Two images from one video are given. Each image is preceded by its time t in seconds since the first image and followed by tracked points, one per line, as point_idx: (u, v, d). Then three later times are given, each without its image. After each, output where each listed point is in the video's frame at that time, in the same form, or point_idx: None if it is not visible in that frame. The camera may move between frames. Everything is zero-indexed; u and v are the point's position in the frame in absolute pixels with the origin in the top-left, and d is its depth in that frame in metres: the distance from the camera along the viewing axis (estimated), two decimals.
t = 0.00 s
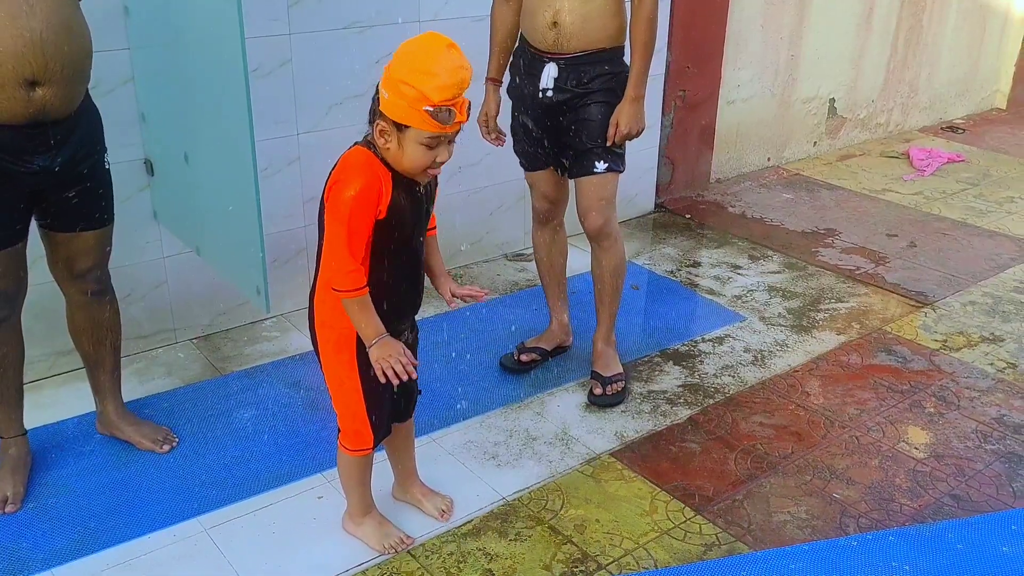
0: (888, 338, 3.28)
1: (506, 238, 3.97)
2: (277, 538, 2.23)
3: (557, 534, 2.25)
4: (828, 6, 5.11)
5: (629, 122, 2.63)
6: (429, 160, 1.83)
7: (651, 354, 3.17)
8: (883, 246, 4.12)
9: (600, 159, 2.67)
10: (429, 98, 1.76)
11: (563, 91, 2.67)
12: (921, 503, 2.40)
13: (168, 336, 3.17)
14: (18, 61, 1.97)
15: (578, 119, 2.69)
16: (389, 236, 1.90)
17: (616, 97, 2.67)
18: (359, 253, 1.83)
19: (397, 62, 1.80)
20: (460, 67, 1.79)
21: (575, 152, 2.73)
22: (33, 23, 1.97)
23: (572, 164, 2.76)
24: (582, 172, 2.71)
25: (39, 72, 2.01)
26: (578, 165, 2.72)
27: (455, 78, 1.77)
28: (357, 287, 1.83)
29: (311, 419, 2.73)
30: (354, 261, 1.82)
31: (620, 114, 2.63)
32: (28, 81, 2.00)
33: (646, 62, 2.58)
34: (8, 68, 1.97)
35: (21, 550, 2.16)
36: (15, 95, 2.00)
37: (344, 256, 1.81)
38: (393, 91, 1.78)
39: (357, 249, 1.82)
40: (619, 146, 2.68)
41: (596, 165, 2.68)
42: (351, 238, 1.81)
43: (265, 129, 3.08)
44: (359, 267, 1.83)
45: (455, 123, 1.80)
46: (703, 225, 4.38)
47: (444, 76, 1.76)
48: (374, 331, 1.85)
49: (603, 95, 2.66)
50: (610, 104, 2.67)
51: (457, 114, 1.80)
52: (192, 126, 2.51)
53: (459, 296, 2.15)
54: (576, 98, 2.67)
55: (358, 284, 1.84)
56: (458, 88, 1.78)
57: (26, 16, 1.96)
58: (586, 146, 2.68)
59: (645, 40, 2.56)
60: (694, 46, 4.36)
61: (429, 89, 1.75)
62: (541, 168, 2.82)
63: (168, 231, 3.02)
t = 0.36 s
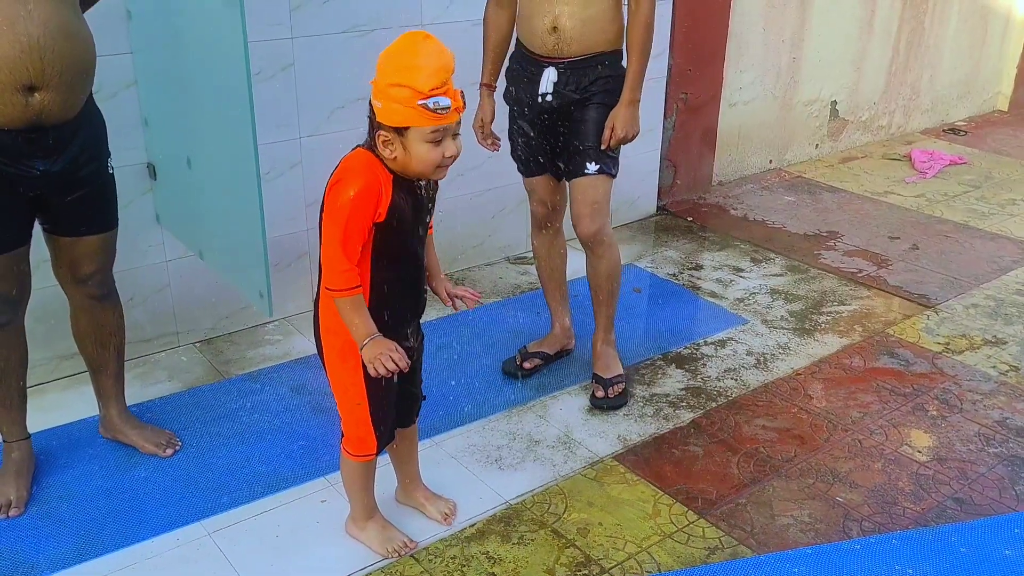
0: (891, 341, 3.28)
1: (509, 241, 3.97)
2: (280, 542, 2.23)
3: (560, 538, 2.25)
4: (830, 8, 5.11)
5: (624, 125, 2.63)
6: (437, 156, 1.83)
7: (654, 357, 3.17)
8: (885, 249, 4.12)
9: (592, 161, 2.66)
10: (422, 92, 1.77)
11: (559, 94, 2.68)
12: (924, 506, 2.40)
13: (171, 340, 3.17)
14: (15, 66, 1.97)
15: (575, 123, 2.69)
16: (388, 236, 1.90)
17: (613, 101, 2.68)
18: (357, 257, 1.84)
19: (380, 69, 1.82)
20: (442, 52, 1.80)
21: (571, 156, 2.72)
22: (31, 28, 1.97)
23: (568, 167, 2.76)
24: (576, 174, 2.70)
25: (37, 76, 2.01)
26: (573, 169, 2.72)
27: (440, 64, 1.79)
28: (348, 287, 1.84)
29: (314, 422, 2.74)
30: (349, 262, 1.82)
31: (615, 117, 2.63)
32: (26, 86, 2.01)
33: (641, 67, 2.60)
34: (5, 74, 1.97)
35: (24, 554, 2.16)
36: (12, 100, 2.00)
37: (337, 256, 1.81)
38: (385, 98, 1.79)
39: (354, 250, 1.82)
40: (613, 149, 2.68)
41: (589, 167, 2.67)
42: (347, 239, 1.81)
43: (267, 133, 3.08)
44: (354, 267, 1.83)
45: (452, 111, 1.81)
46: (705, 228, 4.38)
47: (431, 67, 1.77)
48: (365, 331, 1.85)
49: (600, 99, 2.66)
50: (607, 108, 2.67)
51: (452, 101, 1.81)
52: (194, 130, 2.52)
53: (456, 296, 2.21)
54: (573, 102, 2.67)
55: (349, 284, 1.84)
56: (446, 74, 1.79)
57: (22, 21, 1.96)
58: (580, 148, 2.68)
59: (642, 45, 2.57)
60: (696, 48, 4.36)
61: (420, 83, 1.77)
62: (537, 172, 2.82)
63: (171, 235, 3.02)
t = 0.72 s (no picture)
0: (895, 342, 3.27)
1: (511, 242, 3.97)
2: (284, 543, 2.23)
3: (565, 539, 2.25)
4: (833, 9, 5.11)
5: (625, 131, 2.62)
6: (441, 164, 1.82)
7: (657, 358, 3.16)
8: (889, 250, 4.11)
9: (594, 165, 2.66)
10: (427, 100, 1.76)
11: (561, 98, 2.68)
12: (929, 507, 2.40)
13: (175, 341, 3.17)
14: (24, 66, 1.97)
15: (576, 126, 2.69)
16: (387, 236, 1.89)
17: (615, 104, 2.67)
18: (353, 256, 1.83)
19: (385, 75, 1.81)
20: (447, 60, 1.80)
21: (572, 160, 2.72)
22: (38, 28, 1.97)
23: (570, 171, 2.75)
24: (577, 178, 2.69)
25: (45, 76, 2.01)
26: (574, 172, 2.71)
27: (445, 74, 1.78)
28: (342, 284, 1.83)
29: (318, 423, 2.74)
30: (342, 260, 1.81)
31: (617, 122, 2.63)
32: (34, 86, 2.01)
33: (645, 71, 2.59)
34: (13, 74, 1.97)
35: (29, 555, 2.16)
36: (20, 100, 2.00)
37: (329, 254, 1.80)
38: (390, 104, 1.78)
39: (350, 248, 1.82)
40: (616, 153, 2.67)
41: (590, 170, 2.66)
42: (343, 238, 1.80)
43: (271, 134, 3.08)
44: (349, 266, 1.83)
45: (457, 120, 1.81)
46: (708, 229, 4.38)
47: (436, 76, 1.77)
48: (358, 328, 1.85)
49: (602, 102, 2.66)
50: (610, 111, 2.67)
51: (457, 110, 1.80)
52: (198, 132, 2.52)
53: (460, 295, 2.22)
54: (575, 106, 2.67)
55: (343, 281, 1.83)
56: (451, 83, 1.79)
57: (30, 22, 1.96)
58: (582, 152, 2.67)
59: (647, 48, 2.57)
60: (698, 50, 4.35)
61: (424, 91, 1.76)
62: (539, 176, 2.82)
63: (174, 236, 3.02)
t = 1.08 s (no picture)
0: (895, 341, 3.27)
1: (511, 241, 3.97)
2: (285, 543, 2.23)
3: (565, 538, 2.25)
4: (832, 9, 5.11)
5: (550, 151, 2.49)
6: (437, 162, 1.82)
7: (657, 357, 3.16)
8: (889, 249, 4.11)
9: (590, 186, 2.62)
10: (422, 100, 1.76)
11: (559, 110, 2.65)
12: (930, 506, 2.40)
13: (175, 341, 3.17)
14: (23, 66, 1.97)
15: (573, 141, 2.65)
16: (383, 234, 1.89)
17: (613, 124, 2.60)
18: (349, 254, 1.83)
19: (380, 75, 1.81)
20: (442, 60, 1.80)
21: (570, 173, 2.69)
22: (38, 28, 1.97)
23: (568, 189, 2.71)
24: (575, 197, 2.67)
25: (44, 76, 2.01)
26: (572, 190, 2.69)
27: (440, 73, 1.78)
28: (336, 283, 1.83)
29: (318, 423, 2.73)
30: (337, 258, 1.81)
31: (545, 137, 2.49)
32: (34, 86, 2.00)
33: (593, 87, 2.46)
34: (13, 74, 1.97)
35: (29, 555, 2.16)
36: (20, 100, 2.00)
37: (323, 252, 1.79)
38: (385, 104, 1.78)
39: (345, 247, 1.81)
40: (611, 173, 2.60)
41: (585, 191, 2.62)
42: (338, 237, 1.79)
43: (270, 134, 3.08)
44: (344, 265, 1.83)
45: (452, 119, 1.81)
46: (708, 228, 4.38)
47: (431, 75, 1.77)
48: (350, 325, 1.85)
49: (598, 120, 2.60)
50: (604, 129, 2.59)
51: (452, 109, 1.80)
52: (197, 133, 2.53)
53: (459, 292, 2.21)
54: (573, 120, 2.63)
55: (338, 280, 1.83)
56: (446, 82, 1.78)
57: (29, 22, 1.96)
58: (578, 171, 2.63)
59: (608, 70, 2.44)
60: (698, 49, 4.35)
61: (419, 91, 1.76)
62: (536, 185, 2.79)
63: (174, 235, 3.02)
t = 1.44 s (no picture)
0: (895, 341, 3.27)
1: (512, 241, 3.96)
2: (285, 543, 2.22)
3: (565, 538, 2.24)
4: (832, 8, 5.11)
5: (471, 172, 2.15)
6: (440, 168, 1.82)
7: (658, 356, 3.16)
8: (889, 249, 4.11)
9: (580, 195, 2.58)
10: (426, 107, 1.75)
11: (557, 110, 2.57)
12: (930, 505, 2.40)
13: (175, 341, 3.17)
14: (17, 68, 1.97)
15: (569, 144, 2.58)
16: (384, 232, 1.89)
17: (608, 132, 2.52)
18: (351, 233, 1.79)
19: (385, 79, 1.80)
20: (448, 66, 1.79)
21: (564, 177, 2.62)
22: (33, 29, 1.97)
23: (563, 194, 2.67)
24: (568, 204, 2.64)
25: (39, 78, 2.01)
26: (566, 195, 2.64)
27: (446, 79, 1.77)
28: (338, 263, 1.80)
29: (318, 423, 2.73)
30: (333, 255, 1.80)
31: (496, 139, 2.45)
32: (29, 87, 2.00)
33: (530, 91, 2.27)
34: (8, 76, 1.97)
35: (28, 555, 2.16)
36: (15, 102, 2.00)
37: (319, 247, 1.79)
38: (390, 110, 1.78)
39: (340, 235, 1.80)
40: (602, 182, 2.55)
41: (576, 200, 2.59)
42: (336, 233, 1.79)
43: (270, 133, 3.08)
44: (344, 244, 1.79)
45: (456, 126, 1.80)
46: (708, 228, 4.38)
47: (436, 82, 1.76)
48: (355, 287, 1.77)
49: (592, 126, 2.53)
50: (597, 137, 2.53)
51: (457, 116, 1.80)
52: (197, 133, 2.53)
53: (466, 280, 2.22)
54: (570, 122, 2.55)
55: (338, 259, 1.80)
56: (451, 89, 1.78)
57: (25, 23, 1.95)
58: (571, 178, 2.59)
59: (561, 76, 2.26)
60: (698, 49, 4.35)
61: (424, 97, 1.75)
62: (533, 183, 2.72)
63: (173, 235, 3.02)
